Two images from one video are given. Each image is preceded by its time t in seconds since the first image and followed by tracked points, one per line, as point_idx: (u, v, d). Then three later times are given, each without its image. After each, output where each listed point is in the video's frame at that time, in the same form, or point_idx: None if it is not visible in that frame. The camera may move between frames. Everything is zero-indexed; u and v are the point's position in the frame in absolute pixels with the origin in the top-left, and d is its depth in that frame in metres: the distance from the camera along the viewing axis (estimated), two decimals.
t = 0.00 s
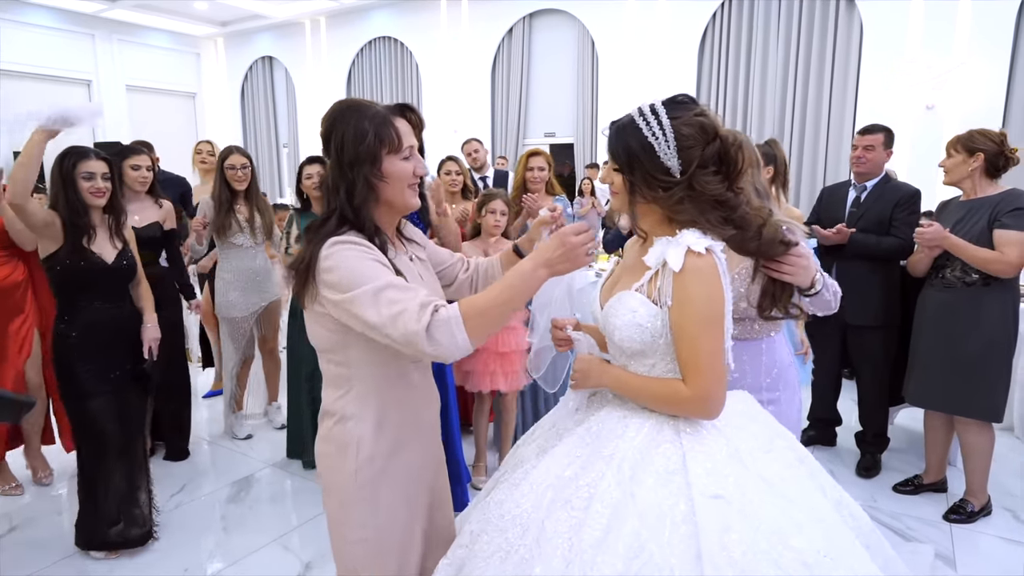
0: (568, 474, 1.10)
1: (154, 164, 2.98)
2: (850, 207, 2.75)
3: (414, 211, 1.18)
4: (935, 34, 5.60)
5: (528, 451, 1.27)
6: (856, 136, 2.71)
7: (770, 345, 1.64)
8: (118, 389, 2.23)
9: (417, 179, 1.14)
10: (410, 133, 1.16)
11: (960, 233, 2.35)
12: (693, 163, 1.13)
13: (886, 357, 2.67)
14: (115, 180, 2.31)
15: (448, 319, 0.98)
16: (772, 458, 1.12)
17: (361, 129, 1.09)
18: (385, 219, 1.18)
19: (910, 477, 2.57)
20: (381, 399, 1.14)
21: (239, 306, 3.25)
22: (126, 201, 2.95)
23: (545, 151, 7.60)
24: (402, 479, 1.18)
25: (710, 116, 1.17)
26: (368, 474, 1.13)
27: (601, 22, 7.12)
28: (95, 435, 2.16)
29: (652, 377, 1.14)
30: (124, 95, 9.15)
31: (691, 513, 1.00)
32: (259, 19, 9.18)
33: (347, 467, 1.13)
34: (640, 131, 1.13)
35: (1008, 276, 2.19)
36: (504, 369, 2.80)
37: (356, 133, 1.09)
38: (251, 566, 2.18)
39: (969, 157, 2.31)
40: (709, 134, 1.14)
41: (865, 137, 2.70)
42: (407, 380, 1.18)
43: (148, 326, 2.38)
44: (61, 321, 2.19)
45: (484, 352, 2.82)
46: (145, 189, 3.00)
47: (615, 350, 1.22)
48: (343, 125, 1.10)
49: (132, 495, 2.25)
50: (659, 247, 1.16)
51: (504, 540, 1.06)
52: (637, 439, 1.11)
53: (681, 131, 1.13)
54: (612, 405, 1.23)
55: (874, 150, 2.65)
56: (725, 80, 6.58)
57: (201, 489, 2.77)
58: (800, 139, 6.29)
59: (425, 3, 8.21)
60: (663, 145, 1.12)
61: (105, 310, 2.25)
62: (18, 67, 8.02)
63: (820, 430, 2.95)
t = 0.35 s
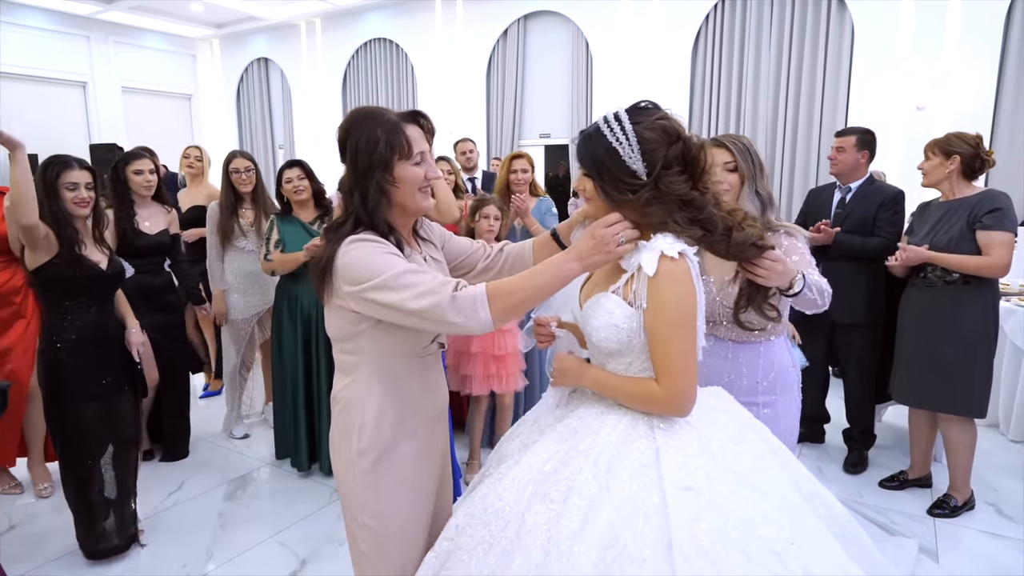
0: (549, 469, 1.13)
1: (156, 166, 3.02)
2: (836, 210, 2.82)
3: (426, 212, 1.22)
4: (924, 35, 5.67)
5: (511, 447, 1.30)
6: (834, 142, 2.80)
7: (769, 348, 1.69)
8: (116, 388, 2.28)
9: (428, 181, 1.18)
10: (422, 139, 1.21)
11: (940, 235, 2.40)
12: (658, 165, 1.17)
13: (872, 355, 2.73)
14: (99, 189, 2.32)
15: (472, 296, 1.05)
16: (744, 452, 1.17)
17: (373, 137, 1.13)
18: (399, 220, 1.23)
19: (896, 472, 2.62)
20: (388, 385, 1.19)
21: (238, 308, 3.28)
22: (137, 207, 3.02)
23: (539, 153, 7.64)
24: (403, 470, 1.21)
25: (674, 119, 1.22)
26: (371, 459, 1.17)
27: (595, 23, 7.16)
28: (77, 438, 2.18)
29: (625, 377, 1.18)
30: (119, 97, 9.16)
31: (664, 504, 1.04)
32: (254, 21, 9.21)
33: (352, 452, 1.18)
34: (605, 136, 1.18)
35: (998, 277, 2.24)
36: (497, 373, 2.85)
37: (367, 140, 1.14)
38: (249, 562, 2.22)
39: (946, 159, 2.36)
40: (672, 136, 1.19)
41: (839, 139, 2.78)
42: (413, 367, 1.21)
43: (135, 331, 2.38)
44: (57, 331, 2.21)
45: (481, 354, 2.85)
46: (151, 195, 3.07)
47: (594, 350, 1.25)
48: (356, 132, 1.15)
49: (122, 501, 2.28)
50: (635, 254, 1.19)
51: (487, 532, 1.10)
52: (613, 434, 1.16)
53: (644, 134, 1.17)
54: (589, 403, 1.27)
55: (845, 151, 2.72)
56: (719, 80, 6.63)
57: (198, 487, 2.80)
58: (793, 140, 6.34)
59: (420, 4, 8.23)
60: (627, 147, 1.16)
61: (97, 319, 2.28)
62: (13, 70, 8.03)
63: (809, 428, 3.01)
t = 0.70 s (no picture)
0: (533, 450, 1.20)
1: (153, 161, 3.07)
2: (824, 208, 2.88)
3: (444, 211, 1.26)
4: (918, 37, 5.75)
5: (499, 434, 1.36)
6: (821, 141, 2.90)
7: (755, 341, 1.76)
8: (116, 378, 2.33)
9: (451, 182, 1.23)
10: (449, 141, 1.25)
11: (921, 232, 2.46)
12: (626, 158, 1.23)
13: (861, 351, 2.79)
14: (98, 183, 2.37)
15: (487, 280, 1.09)
16: (718, 432, 1.23)
17: (407, 132, 1.18)
18: (420, 217, 1.27)
19: (885, 466, 2.68)
20: (396, 374, 1.23)
21: (242, 306, 3.34)
22: (132, 203, 3.05)
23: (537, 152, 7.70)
24: (406, 459, 1.26)
25: (637, 118, 1.30)
26: (378, 446, 1.21)
27: (592, 24, 7.22)
28: (80, 428, 2.23)
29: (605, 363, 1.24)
30: (118, 98, 9.20)
31: (642, 479, 1.10)
32: (252, 22, 9.25)
33: (361, 441, 1.22)
34: (574, 135, 1.24)
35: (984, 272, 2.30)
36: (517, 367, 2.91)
37: (401, 135, 1.17)
38: (253, 553, 2.27)
39: (924, 159, 2.44)
40: (638, 131, 1.26)
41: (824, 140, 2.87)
42: (416, 360, 1.26)
43: (136, 322, 2.44)
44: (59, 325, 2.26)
45: (498, 349, 2.91)
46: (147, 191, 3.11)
47: (577, 340, 1.32)
48: (390, 125, 1.19)
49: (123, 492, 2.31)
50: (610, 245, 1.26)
51: (476, 514, 1.16)
52: (594, 415, 1.23)
53: (611, 130, 1.24)
54: (574, 390, 1.34)
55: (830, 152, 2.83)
56: (715, 80, 6.68)
57: (202, 481, 2.86)
58: (788, 141, 6.40)
59: (418, 5, 8.28)
60: (596, 142, 1.22)
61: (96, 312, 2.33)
62: (13, 70, 8.07)
63: (801, 422, 3.07)
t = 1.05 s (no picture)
0: (522, 436, 1.30)
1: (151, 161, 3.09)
2: (814, 206, 2.96)
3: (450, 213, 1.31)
4: (910, 38, 5.83)
5: (491, 423, 1.45)
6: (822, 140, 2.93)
7: (731, 332, 1.82)
8: (123, 374, 2.37)
9: (461, 185, 1.28)
10: (462, 147, 1.29)
11: (900, 229, 2.57)
12: (604, 150, 1.28)
13: (851, 348, 2.86)
14: (110, 183, 2.41)
15: (504, 261, 1.14)
16: (699, 416, 1.34)
17: (425, 132, 1.21)
18: (428, 215, 1.30)
19: (874, 459, 2.74)
20: (401, 374, 1.28)
21: (245, 302, 3.38)
22: (131, 201, 3.08)
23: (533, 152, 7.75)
24: (407, 456, 1.30)
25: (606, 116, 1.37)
26: (380, 444, 1.25)
27: (589, 25, 7.27)
28: (85, 419, 2.28)
29: (592, 352, 1.33)
30: (116, 98, 9.22)
31: (624, 460, 1.20)
32: (250, 22, 9.28)
33: (363, 440, 1.26)
34: (552, 137, 1.30)
35: (961, 263, 2.40)
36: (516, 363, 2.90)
37: (419, 136, 1.21)
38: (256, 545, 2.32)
39: (902, 160, 2.56)
40: (610, 124, 1.32)
41: (832, 140, 2.92)
42: (420, 362, 1.31)
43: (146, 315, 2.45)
44: (65, 322, 2.31)
45: (509, 343, 2.95)
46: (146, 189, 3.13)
47: (563, 332, 1.41)
48: (408, 123, 1.22)
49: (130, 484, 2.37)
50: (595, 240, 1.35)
51: (469, 498, 1.24)
52: (580, 402, 1.33)
53: (586, 127, 1.29)
54: (565, 377, 1.44)
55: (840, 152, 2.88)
56: (711, 81, 6.73)
57: (205, 476, 2.91)
58: (783, 141, 6.46)
59: (416, 6, 8.32)
60: (572, 139, 1.27)
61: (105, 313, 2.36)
62: (10, 71, 8.09)
63: (792, 417, 3.13)
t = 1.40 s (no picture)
0: (516, 430, 1.36)
1: (151, 162, 3.12)
2: (810, 206, 3.00)
3: (449, 213, 1.34)
4: (905, 39, 5.87)
5: (486, 418, 1.50)
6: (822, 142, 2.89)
7: (725, 328, 1.85)
8: (141, 370, 2.39)
9: (459, 184, 1.31)
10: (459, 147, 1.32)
11: (885, 229, 2.61)
12: (592, 149, 1.31)
13: (846, 345, 2.91)
14: (123, 183, 2.42)
15: (512, 240, 1.14)
16: (689, 411, 1.40)
17: (425, 133, 1.23)
18: (428, 216, 1.32)
19: (867, 456, 2.78)
20: (403, 374, 1.30)
21: (233, 303, 3.40)
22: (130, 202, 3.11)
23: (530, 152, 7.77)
24: (407, 454, 1.32)
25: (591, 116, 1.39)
26: (382, 442, 1.28)
27: (586, 25, 7.30)
28: (101, 420, 2.33)
29: (584, 349, 1.38)
30: (113, 98, 9.22)
31: (615, 454, 1.26)
32: (246, 22, 9.28)
33: (365, 439, 1.28)
34: (541, 143, 1.32)
35: (942, 261, 2.44)
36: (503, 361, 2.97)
37: (419, 137, 1.23)
38: (256, 542, 2.34)
39: (887, 162, 2.61)
40: (597, 124, 1.34)
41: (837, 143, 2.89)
42: (422, 362, 1.34)
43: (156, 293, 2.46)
44: (85, 316, 2.33)
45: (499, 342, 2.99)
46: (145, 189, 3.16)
47: (557, 329, 1.46)
48: (407, 124, 1.24)
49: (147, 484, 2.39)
50: (586, 237, 1.38)
51: (465, 492, 1.29)
52: (572, 398, 1.39)
53: (573, 129, 1.31)
54: (559, 375, 1.48)
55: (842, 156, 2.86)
56: (707, 81, 6.77)
57: (204, 474, 2.92)
58: (779, 141, 6.49)
59: (413, 6, 8.34)
60: (561, 141, 1.30)
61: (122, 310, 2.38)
62: (7, 71, 8.09)
63: (787, 415, 3.17)
